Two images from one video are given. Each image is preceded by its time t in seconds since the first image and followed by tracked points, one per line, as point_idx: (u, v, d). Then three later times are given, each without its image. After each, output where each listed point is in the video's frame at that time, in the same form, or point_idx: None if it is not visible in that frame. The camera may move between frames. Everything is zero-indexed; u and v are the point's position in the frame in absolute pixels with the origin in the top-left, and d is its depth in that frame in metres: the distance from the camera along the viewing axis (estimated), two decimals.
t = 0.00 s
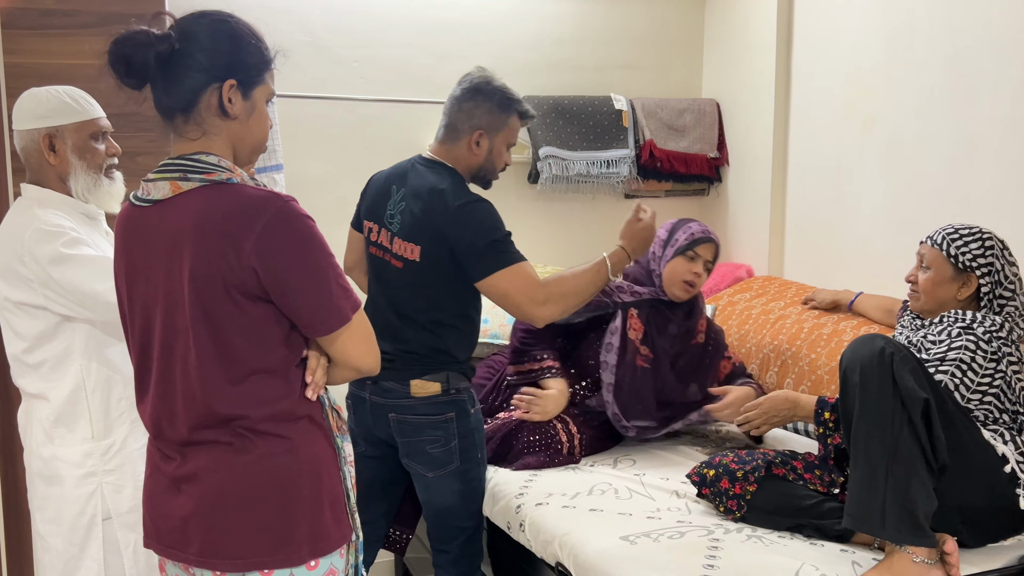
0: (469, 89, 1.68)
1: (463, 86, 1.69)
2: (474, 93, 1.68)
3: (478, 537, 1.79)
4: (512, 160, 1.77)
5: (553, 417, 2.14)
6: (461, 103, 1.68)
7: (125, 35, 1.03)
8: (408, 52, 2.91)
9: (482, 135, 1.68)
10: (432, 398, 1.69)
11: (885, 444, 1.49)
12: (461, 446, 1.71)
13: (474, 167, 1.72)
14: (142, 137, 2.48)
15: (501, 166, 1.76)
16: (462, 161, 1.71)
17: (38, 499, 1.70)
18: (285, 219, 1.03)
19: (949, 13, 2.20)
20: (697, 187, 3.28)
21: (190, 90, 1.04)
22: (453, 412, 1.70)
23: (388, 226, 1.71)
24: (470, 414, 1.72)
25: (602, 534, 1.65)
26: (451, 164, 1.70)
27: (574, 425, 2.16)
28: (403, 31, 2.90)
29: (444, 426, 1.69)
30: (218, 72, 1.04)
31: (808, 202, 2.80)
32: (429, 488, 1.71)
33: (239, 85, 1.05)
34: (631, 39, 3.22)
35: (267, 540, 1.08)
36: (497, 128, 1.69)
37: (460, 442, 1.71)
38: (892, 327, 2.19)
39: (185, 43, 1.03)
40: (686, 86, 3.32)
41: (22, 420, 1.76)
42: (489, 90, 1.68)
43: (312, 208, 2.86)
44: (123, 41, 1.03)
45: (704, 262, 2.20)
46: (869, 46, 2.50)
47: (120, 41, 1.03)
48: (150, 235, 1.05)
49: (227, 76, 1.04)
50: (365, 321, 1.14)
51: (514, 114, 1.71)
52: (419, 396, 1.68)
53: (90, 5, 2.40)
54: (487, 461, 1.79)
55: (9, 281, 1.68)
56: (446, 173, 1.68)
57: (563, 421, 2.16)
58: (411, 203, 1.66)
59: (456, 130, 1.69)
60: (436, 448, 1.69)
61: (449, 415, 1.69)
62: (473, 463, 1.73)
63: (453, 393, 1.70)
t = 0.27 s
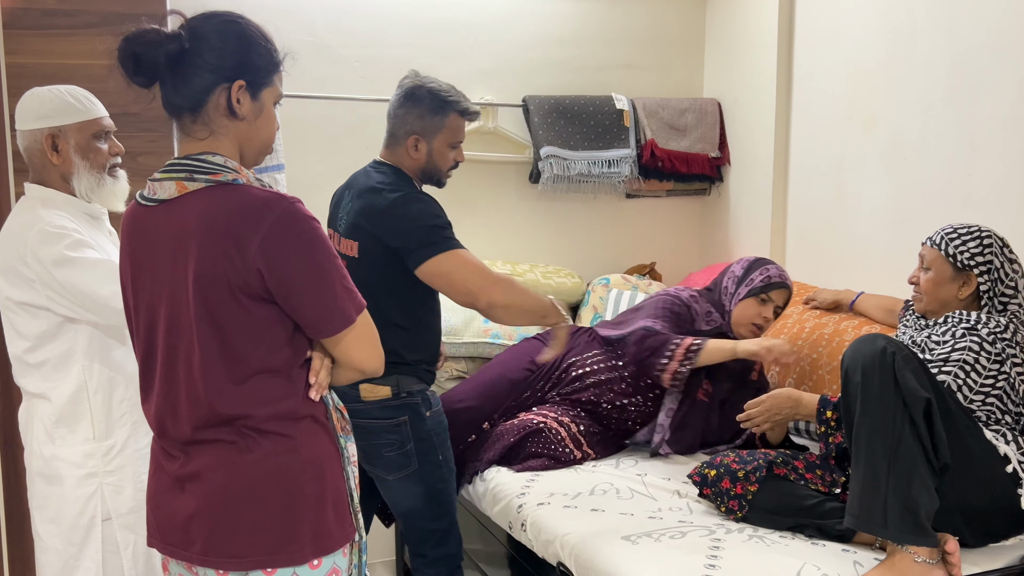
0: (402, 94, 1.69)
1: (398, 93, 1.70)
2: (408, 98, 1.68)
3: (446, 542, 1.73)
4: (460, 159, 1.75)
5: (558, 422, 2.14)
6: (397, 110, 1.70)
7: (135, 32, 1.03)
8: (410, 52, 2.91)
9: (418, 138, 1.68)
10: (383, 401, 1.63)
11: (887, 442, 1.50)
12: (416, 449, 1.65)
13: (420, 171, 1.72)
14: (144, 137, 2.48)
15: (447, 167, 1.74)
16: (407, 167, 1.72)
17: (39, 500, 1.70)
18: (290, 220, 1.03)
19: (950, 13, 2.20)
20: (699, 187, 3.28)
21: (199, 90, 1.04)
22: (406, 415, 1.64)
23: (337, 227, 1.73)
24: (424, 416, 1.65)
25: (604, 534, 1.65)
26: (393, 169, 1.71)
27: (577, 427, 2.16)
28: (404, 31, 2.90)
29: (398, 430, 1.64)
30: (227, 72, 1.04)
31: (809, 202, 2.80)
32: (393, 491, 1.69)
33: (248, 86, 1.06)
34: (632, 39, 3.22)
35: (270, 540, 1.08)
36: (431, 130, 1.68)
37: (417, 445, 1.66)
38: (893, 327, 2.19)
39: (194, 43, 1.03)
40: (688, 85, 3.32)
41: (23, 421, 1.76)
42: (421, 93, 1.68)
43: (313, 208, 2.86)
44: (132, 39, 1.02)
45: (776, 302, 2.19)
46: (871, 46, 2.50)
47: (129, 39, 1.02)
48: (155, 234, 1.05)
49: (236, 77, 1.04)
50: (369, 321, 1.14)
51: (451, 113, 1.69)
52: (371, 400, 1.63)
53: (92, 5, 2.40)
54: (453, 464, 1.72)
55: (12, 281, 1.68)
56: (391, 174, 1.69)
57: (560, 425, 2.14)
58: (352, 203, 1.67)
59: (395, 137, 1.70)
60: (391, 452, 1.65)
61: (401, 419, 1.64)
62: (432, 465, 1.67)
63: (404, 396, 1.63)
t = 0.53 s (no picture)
0: (385, 91, 1.68)
1: (381, 91, 1.69)
2: (391, 95, 1.67)
3: (433, 542, 1.66)
4: (445, 155, 1.71)
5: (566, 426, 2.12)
6: (379, 107, 1.69)
7: (142, 31, 1.03)
8: (411, 52, 2.91)
9: (400, 133, 1.66)
10: (359, 400, 1.58)
11: (889, 443, 1.49)
12: (395, 448, 1.60)
13: (404, 167, 1.69)
14: (145, 137, 2.47)
15: (434, 164, 1.71)
16: (391, 164, 1.69)
17: (42, 501, 1.70)
18: (294, 220, 1.03)
19: (952, 13, 2.20)
20: (700, 187, 3.28)
21: (204, 89, 1.03)
22: (383, 414, 1.58)
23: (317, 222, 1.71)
24: (401, 414, 1.60)
25: (605, 534, 1.65)
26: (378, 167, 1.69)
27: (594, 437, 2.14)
28: (405, 30, 2.90)
29: (376, 429, 1.59)
30: (233, 73, 1.04)
31: (811, 202, 2.80)
32: (378, 491, 1.64)
33: (253, 87, 1.06)
34: (634, 38, 3.21)
35: (271, 539, 1.08)
36: (414, 125, 1.66)
37: (396, 444, 1.60)
38: (895, 327, 2.18)
39: (200, 43, 1.03)
40: (689, 85, 3.32)
41: (27, 422, 1.76)
42: (403, 88, 1.67)
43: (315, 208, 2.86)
44: (139, 38, 1.03)
45: (806, 300, 2.22)
46: (873, 45, 2.50)
47: (136, 38, 1.03)
48: (158, 233, 1.05)
49: (241, 77, 1.04)
50: (371, 321, 1.13)
51: (433, 107, 1.67)
52: (345, 400, 1.58)
53: (94, 5, 2.40)
54: (437, 462, 1.66)
55: (15, 281, 1.68)
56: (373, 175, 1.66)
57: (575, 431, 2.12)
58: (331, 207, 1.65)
59: (379, 134, 1.69)
60: (370, 452, 1.60)
61: (377, 418, 1.58)
62: (412, 464, 1.61)
63: (380, 395, 1.58)
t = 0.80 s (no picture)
0: (422, 93, 1.60)
1: (419, 93, 1.61)
2: (427, 97, 1.59)
3: (460, 559, 1.61)
4: (483, 161, 1.62)
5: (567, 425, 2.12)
6: (415, 109, 1.61)
7: (144, 31, 1.03)
8: (412, 51, 2.91)
9: (438, 137, 1.58)
10: (385, 410, 1.57)
11: (896, 443, 1.49)
12: (421, 457, 1.57)
13: (439, 173, 1.62)
14: (146, 137, 2.47)
15: (472, 170, 1.64)
16: (426, 169, 1.62)
17: (43, 502, 1.70)
18: (294, 220, 1.03)
19: (954, 12, 2.20)
20: (701, 187, 3.28)
21: (205, 89, 1.03)
22: (408, 423, 1.56)
23: (359, 231, 1.64)
24: (427, 423, 1.58)
25: (606, 533, 1.65)
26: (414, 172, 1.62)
27: (596, 437, 2.13)
28: (406, 29, 2.90)
29: (401, 439, 1.56)
30: (235, 72, 1.04)
31: (812, 202, 2.80)
32: (404, 503, 1.60)
33: (255, 86, 1.06)
34: (634, 38, 3.21)
35: (271, 539, 1.08)
36: (452, 129, 1.57)
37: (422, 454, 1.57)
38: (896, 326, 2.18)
39: (202, 42, 1.03)
40: (690, 85, 3.32)
41: (26, 423, 1.76)
42: (440, 91, 1.58)
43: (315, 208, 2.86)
44: (142, 37, 1.03)
45: (770, 282, 2.25)
46: (874, 45, 2.49)
47: (138, 37, 1.03)
48: (160, 233, 1.05)
49: (243, 77, 1.04)
50: (372, 321, 1.13)
51: (472, 111, 1.59)
52: (372, 408, 1.57)
53: (95, 4, 2.40)
54: (465, 473, 1.62)
55: (15, 281, 1.68)
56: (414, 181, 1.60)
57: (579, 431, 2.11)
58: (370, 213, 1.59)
59: (414, 137, 1.61)
60: (396, 461, 1.57)
61: (402, 427, 1.56)
62: (439, 475, 1.57)
63: (405, 405, 1.56)
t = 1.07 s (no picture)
0: (536, 123, 1.62)
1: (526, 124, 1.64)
2: (540, 130, 1.62)
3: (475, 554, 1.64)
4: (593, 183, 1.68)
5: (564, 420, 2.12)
6: (527, 143, 1.63)
7: (144, 31, 1.03)
8: (413, 51, 2.91)
9: (556, 169, 1.61)
10: (419, 414, 1.57)
11: (907, 441, 1.49)
12: (452, 464, 1.58)
13: (557, 203, 1.65)
14: (146, 137, 2.47)
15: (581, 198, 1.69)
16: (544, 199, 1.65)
17: (42, 502, 1.70)
18: (295, 219, 1.03)
19: (954, 12, 2.20)
20: (701, 186, 3.27)
21: (206, 89, 1.03)
22: (442, 429, 1.57)
23: (458, 240, 1.64)
24: (462, 431, 1.59)
25: (606, 533, 1.65)
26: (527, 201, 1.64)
27: (590, 428, 2.14)
28: (407, 29, 2.89)
29: (433, 444, 1.57)
30: (235, 71, 1.04)
31: (812, 202, 2.80)
32: (430, 506, 1.63)
33: (255, 86, 1.06)
34: (634, 37, 3.21)
35: (272, 538, 1.08)
36: (570, 159, 1.61)
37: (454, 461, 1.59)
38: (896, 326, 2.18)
39: (202, 42, 1.03)
40: (690, 84, 3.32)
41: (26, 422, 1.76)
42: (554, 122, 1.61)
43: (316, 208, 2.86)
44: (142, 37, 1.03)
45: (748, 276, 2.18)
46: (874, 45, 2.50)
47: (138, 37, 1.03)
48: (161, 233, 1.05)
49: (243, 76, 1.04)
50: (373, 321, 1.13)
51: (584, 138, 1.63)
52: (404, 412, 1.57)
53: (95, 4, 2.40)
54: (496, 480, 1.65)
55: (15, 281, 1.68)
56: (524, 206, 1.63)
57: (573, 424, 2.12)
58: (489, 233, 1.59)
59: (531, 169, 1.63)
60: (425, 466, 1.59)
61: (436, 432, 1.57)
62: (471, 483, 1.60)
63: (439, 411, 1.57)
